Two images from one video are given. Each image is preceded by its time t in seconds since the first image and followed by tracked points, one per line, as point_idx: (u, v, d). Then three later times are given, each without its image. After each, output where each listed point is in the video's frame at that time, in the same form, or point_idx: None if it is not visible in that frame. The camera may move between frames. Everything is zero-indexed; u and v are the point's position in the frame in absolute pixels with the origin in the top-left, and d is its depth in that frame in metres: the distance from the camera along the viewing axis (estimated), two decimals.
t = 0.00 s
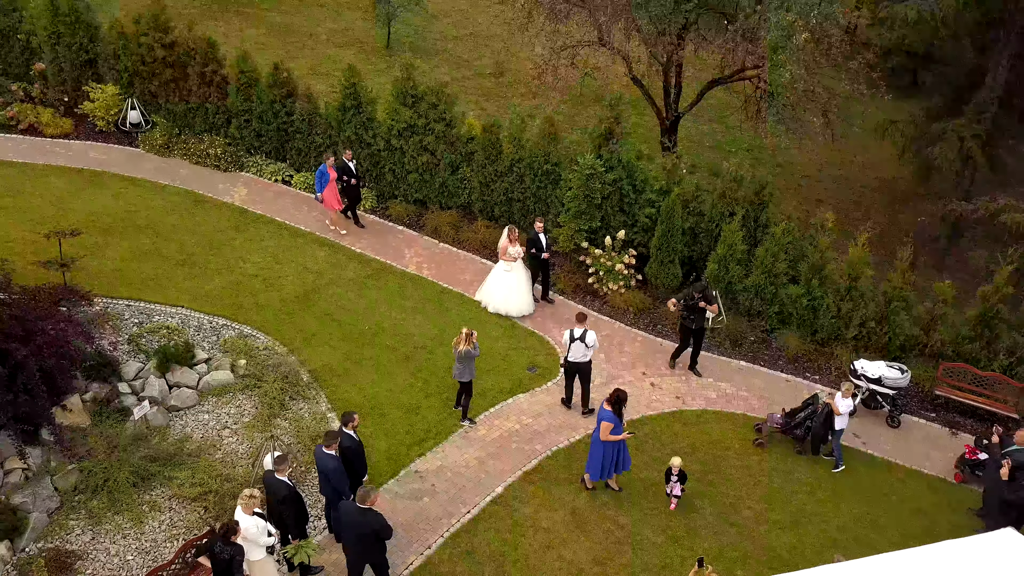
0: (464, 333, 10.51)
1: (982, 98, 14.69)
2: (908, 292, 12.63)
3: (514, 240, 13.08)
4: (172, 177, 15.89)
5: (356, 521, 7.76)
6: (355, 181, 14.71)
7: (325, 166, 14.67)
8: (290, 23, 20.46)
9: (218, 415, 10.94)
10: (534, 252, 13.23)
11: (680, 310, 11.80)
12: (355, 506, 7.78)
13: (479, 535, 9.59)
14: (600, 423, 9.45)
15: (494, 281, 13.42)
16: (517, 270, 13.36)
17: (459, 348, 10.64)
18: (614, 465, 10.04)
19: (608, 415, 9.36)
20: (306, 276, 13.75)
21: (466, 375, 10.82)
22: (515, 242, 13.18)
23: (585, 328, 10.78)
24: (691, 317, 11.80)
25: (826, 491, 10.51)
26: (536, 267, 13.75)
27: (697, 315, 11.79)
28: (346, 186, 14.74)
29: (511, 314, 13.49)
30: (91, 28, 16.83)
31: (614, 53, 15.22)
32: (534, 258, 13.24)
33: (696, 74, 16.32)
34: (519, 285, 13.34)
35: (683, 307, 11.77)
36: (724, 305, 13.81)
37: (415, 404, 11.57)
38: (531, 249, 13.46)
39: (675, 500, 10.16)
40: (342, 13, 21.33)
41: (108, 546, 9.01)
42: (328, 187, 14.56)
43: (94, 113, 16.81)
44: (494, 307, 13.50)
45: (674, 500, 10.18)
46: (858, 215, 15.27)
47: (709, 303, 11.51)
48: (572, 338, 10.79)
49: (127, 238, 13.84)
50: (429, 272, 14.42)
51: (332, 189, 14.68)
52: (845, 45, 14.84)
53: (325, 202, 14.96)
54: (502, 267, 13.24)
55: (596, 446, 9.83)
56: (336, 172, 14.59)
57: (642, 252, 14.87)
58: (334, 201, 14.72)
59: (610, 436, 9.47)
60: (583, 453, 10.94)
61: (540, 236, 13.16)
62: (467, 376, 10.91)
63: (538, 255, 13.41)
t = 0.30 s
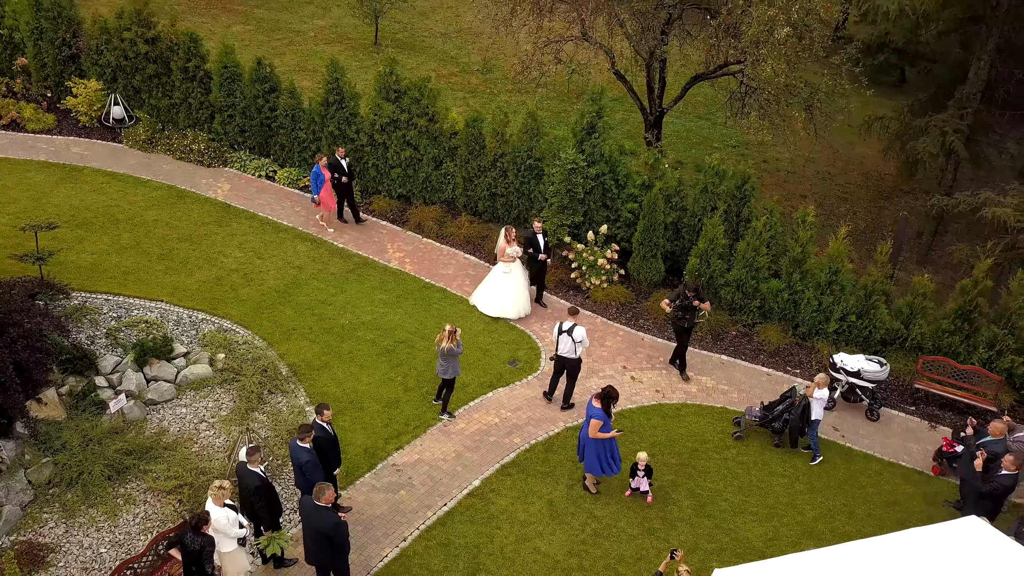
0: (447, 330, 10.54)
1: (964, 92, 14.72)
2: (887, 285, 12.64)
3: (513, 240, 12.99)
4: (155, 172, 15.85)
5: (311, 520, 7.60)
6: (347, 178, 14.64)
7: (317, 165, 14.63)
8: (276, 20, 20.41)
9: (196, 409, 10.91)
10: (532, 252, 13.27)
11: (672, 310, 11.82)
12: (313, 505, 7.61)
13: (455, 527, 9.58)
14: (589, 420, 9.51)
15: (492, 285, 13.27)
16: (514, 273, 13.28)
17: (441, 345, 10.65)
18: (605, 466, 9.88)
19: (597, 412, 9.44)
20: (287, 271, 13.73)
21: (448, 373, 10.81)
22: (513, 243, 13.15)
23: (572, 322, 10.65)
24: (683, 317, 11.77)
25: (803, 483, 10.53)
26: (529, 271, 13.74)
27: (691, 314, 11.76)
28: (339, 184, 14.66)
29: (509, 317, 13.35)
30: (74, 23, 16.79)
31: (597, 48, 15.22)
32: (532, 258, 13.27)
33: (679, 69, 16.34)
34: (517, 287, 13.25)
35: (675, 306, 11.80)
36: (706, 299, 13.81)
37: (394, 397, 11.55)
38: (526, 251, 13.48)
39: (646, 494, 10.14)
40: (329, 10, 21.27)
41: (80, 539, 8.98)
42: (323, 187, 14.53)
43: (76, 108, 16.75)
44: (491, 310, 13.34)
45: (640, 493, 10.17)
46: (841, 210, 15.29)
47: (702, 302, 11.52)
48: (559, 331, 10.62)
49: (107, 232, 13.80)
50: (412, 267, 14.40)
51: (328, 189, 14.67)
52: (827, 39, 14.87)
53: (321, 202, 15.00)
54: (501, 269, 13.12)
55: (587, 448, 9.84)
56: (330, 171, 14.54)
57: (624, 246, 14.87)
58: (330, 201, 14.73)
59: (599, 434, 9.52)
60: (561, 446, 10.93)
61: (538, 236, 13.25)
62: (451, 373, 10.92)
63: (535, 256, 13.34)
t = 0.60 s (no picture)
0: (441, 325, 10.54)
1: (957, 88, 14.73)
2: (879, 279, 12.65)
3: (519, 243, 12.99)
4: (148, 169, 15.84)
5: (295, 518, 7.55)
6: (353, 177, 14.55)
7: (320, 165, 14.34)
8: (271, 17, 20.39)
9: (187, 403, 10.91)
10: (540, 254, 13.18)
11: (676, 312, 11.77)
12: (300, 504, 7.54)
13: (444, 521, 9.56)
14: (589, 419, 9.42)
15: (500, 287, 13.29)
16: (522, 274, 13.29)
17: (434, 341, 10.65)
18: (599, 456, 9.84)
19: (596, 409, 9.34)
20: (279, 267, 13.73)
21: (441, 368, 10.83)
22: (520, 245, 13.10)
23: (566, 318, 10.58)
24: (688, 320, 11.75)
25: (794, 477, 10.53)
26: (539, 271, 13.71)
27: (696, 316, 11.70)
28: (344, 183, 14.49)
29: (518, 317, 13.34)
30: (67, 19, 16.80)
31: (590, 44, 15.22)
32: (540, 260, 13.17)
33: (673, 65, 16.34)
34: (525, 288, 13.24)
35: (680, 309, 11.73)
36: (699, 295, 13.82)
37: (386, 392, 11.55)
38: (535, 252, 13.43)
39: (632, 488, 10.14)
40: (324, 7, 21.24)
41: (70, 533, 8.96)
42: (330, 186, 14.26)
43: (70, 104, 16.76)
44: (500, 312, 13.34)
45: (624, 488, 10.16)
46: (834, 205, 15.29)
47: (706, 303, 11.42)
48: (552, 326, 10.57)
49: (99, 228, 13.79)
50: (404, 263, 14.40)
51: (331, 189, 14.39)
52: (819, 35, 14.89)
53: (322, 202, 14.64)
54: (508, 271, 13.15)
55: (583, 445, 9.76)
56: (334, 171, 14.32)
57: (618, 242, 14.88)
58: (335, 200, 14.46)
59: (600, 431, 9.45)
60: (553, 440, 10.94)
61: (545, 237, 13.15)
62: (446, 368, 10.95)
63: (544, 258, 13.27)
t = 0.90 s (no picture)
0: (430, 319, 10.52)
1: (948, 83, 14.74)
2: (869, 273, 12.66)
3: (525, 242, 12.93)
4: (140, 165, 15.84)
5: (274, 516, 7.53)
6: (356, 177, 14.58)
7: (324, 165, 14.29)
8: (265, 14, 20.34)
9: (176, 397, 10.92)
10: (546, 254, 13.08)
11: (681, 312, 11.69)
12: (275, 504, 7.51)
13: (432, 513, 9.57)
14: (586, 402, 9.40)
15: (504, 285, 13.20)
16: (527, 274, 13.21)
17: (423, 334, 10.63)
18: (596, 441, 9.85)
19: (592, 392, 9.33)
20: (270, 262, 13.73)
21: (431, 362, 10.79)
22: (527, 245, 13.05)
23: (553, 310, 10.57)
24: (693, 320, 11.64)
25: (783, 469, 10.55)
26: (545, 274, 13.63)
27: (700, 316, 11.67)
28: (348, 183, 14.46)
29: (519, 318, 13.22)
30: (59, 15, 16.81)
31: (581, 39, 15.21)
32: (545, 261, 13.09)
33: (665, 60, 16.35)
34: (529, 289, 13.15)
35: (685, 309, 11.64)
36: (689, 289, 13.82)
37: (375, 386, 11.56)
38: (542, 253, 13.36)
39: (618, 481, 10.13)
40: (319, 4, 21.20)
41: (57, 525, 8.96)
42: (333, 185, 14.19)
43: (62, 100, 16.77)
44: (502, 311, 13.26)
45: (610, 481, 10.16)
46: (826, 200, 15.31)
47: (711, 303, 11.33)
48: (539, 319, 10.56)
49: (90, 223, 13.80)
50: (396, 258, 14.40)
51: (334, 188, 14.28)
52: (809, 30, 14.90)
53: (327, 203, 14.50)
54: (513, 269, 13.07)
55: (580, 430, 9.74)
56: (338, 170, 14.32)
57: (609, 237, 14.89)
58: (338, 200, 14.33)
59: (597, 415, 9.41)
60: (541, 433, 10.94)
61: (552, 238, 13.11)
62: (436, 363, 10.92)
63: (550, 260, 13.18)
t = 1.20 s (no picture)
0: (416, 313, 10.50)
1: (938, 77, 14.75)
2: (858, 267, 12.67)
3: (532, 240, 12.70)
4: (131, 160, 15.84)
5: (244, 512, 7.69)
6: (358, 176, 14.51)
7: (325, 165, 14.30)
8: (257, 9, 20.31)
9: (163, 390, 10.92)
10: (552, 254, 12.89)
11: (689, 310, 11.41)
12: (245, 497, 7.67)
13: (417, 505, 9.57)
14: (586, 392, 9.50)
15: (510, 285, 13.00)
16: (533, 273, 13.00)
17: (409, 328, 10.62)
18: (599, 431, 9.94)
19: (594, 383, 9.42)
20: (260, 256, 13.73)
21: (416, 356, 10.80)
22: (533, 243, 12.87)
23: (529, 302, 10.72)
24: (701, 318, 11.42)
25: (769, 462, 10.56)
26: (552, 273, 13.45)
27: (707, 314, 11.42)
28: (349, 182, 14.50)
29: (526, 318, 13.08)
30: (50, 11, 16.82)
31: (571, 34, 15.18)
32: (552, 261, 12.86)
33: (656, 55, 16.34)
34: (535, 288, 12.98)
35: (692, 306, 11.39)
36: (679, 284, 13.83)
37: (363, 379, 11.56)
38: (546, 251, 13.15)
39: (604, 473, 10.15)
40: None
41: (42, 517, 8.96)
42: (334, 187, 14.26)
43: (53, 96, 16.77)
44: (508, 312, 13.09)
45: (596, 472, 10.17)
46: (816, 194, 15.31)
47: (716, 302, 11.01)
48: (517, 312, 10.80)
49: (80, 218, 13.80)
50: (386, 253, 14.41)
51: (337, 189, 14.37)
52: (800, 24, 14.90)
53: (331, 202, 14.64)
54: (519, 269, 12.86)
55: (575, 417, 9.87)
56: (339, 170, 14.30)
57: (600, 232, 14.89)
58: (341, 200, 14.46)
59: (593, 406, 9.51)
60: (528, 426, 10.94)
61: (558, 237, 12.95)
62: (424, 356, 10.92)
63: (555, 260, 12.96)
